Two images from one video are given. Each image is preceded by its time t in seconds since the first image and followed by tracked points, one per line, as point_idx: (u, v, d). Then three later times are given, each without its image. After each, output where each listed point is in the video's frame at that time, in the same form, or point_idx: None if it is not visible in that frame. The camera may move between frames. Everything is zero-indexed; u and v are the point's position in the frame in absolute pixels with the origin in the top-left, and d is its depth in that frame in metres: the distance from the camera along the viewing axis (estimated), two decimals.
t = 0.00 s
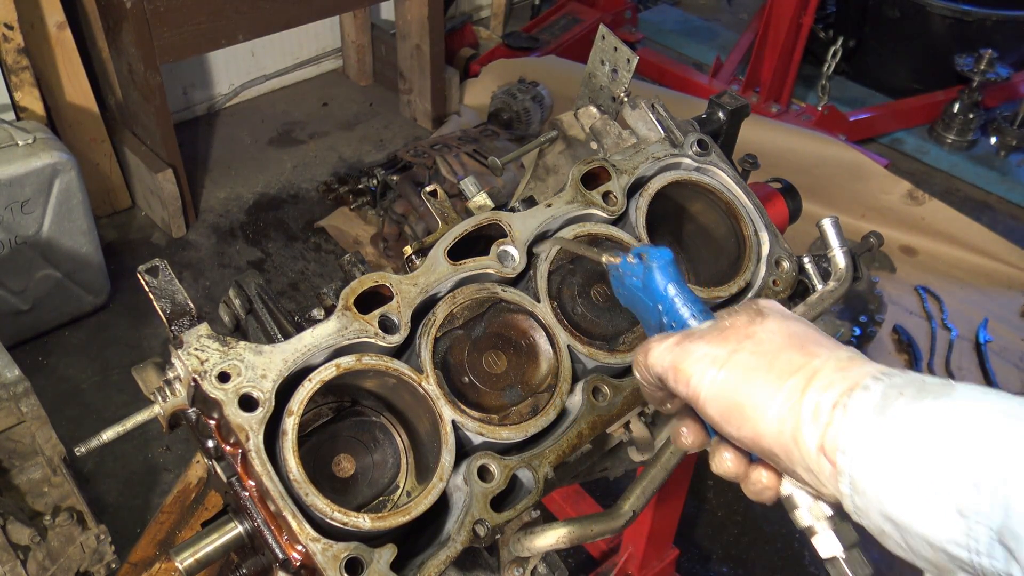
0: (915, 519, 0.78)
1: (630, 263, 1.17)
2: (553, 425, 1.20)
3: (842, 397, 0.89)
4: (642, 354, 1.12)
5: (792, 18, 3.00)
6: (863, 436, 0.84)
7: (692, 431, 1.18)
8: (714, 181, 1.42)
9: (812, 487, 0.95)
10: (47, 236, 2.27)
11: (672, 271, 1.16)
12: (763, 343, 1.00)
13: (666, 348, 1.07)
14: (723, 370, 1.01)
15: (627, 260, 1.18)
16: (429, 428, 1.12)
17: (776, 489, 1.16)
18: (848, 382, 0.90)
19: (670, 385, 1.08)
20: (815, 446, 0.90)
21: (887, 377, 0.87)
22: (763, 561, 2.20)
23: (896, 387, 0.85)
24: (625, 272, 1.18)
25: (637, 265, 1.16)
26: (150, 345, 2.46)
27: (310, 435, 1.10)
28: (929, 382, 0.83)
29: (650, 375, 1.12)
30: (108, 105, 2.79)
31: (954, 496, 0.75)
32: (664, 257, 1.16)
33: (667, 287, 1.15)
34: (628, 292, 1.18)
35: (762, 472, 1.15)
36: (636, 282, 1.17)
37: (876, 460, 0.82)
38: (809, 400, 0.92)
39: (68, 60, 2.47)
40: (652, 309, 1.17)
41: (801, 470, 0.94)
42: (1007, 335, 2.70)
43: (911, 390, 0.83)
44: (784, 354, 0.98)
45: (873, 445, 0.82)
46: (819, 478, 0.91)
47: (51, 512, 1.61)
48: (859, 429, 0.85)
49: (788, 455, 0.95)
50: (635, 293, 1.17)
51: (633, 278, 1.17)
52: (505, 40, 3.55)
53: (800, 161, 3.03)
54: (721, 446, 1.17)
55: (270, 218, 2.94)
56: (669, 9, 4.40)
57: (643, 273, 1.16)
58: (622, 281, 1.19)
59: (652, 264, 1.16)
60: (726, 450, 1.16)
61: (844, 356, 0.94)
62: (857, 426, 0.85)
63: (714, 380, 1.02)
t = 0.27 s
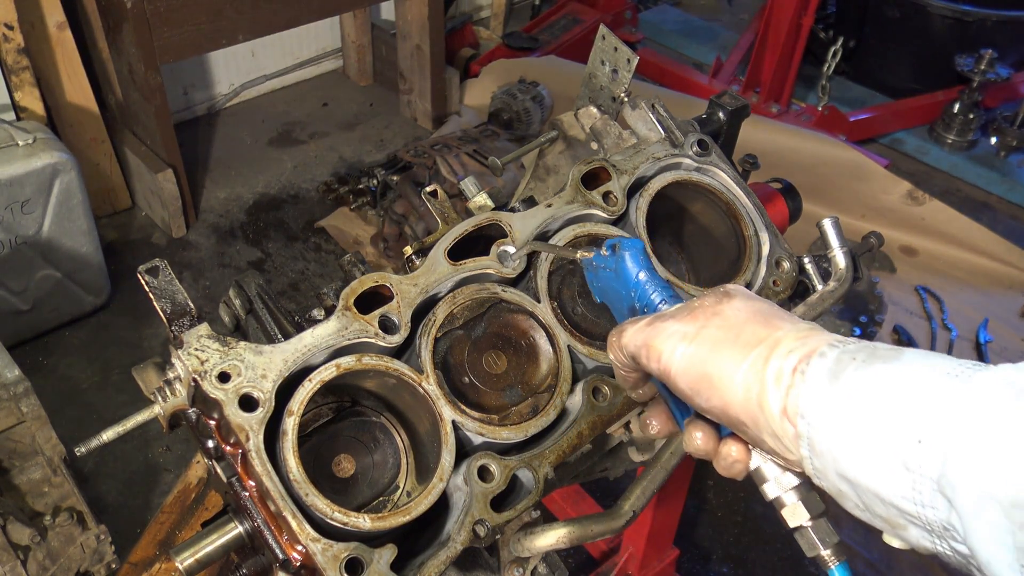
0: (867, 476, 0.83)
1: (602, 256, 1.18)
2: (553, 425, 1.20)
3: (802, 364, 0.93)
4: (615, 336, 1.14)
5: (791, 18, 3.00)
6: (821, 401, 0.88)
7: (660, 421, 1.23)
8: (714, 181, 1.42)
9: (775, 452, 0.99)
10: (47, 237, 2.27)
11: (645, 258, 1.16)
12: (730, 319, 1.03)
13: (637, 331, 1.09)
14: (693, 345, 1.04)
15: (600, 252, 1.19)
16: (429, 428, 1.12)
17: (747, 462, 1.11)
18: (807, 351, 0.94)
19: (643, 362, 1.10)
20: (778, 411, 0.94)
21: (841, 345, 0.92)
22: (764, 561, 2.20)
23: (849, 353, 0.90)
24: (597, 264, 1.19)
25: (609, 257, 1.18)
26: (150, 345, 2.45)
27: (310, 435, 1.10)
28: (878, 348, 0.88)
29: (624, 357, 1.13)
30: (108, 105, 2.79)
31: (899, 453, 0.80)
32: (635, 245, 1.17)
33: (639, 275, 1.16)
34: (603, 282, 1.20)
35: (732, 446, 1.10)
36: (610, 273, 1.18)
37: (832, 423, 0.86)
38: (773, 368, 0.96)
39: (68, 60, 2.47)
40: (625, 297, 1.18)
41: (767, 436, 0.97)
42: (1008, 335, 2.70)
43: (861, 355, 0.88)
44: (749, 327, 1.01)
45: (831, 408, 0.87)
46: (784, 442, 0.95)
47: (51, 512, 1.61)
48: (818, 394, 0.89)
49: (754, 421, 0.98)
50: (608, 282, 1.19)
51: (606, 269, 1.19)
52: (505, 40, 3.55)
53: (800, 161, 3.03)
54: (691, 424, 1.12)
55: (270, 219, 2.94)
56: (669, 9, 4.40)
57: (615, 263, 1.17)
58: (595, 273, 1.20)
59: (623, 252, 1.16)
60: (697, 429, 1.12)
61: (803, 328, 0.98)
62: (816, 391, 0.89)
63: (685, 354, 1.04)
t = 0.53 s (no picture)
0: (846, 444, 0.83)
1: (591, 243, 1.19)
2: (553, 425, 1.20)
3: (786, 335, 0.92)
4: (605, 320, 1.16)
5: (791, 18, 3.00)
6: (801, 372, 0.88)
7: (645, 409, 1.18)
8: (714, 181, 1.42)
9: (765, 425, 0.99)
10: (47, 237, 2.27)
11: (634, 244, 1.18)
12: (716, 296, 1.04)
13: (624, 314, 1.11)
14: (680, 323, 1.05)
15: (589, 240, 1.20)
16: (429, 428, 1.13)
17: (734, 440, 1.09)
18: (790, 324, 0.94)
19: (632, 342, 1.11)
20: (765, 383, 0.93)
21: (823, 317, 0.92)
22: (764, 561, 2.20)
23: (830, 325, 0.89)
24: (587, 251, 1.20)
25: (598, 243, 1.19)
26: (150, 345, 2.45)
27: (310, 435, 1.10)
28: (858, 320, 0.87)
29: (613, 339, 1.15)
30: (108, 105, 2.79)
31: (876, 420, 0.79)
32: (625, 230, 1.18)
33: (629, 260, 1.17)
34: (592, 269, 1.21)
35: (719, 424, 1.08)
36: (599, 259, 1.19)
37: (814, 393, 0.86)
38: (758, 341, 0.95)
39: (68, 60, 2.47)
40: (614, 283, 1.19)
41: (755, 409, 0.98)
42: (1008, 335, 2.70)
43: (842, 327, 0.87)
44: (735, 304, 1.02)
45: (813, 378, 0.86)
46: (770, 413, 0.95)
47: (51, 512, 1.61)
48: (800, 364, 0.89)
49: (742, 394, 0.98)
50: (597, 269, 1.20)
51: (595, 256, 1.20)
52: (505, 40, 3.55)
53: (800, 161, 3.03)
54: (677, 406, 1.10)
55: (270, 219, 2.94)
56: (669, 9, 4.40)
57: (605, 249, 1.18)
58: (585, 261, 1.21)
59: (613, 238, 1.17)
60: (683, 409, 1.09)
61: (788, 303, 0.98)
62: (798, 362, 0.89)
63: (672, 331, 1.05)
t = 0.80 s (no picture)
0: (908, 497, 0.72)
1: (631, 270, 1.20)
2: (553, 425, 1.20)
3: (840, 376, 0.81)
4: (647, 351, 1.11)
5: (792, 18, 2.99)
6: (855, 417, 0.77)
7: (692, 443, 1.17)
8: (714, 181, 1.42)
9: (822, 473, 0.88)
10: (47, 237, 2.28)
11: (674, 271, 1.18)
12: (762, 332, 0.95)
13: (667, 345, 1.06)
14: (722, 359, 0.97)
15: (631, 268, 1.21)
16: (429, 428, 1.13)
17: (785, 482, 1.07)
18: (842, 363, 0.82)
19: (677, 377, 1.05)
20: (816, 429, 0.82)
21: (883, 357, 0.80)
22: (764, 562, 2.20)
23: (890, 366, 0.77)
24: (627, 277, 1.20)
25: (639, 270, 1.19)
26: (150, 346, 2.46)
27: (310, 435, 1.10)
28: (923, 362, 0.76)
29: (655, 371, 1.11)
30: (108, 105, 2.79)
31: (942, 473, 0.69)
32: (665, 259, 1.19)
33: (670, 288, 1.17)
34: (631, 297, 1.20)
35: (770, 466, 1.07)
36: (639, 286, 1.19)
37: (870, 440, 0.75)
38: (808, 382, 0.84)
39: (68, 60, 2.47)
40: (655, 312, 1.18)
41: (808, 455, 0.87)
42: (1008, 335, 2.70)
43: (905, 370, 0.76)
44: (783, 340, 0.92)
45: (869, 424, 0.75)
46: (821, 460, 0.85)
47: (51, 512, 1.61)
48: (853, 408, 0.77)
49: (791, 438, 0.88)
50: (637, 296, 1.19)
51: (635, 283, 1.19)
52: (505, 40, 3.55)
53: (800, 161, 3.03)
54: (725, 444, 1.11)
55: (270, 219, 2.94)
56: (669, 10, 4.40)
57: (646, 277, 1.18)
58: (625, 288, 1.21)
59: (653, 265, 1.18)
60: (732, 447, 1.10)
61: (847, 339, 0.87)
62: (851, 407, 0.78)
63: (714, 367, 0.98)
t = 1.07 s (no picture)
0: (909, 497, 0.78)
1: (622, 271, 1.18)
2: (553, 425, 1.20)
3: (834, 377, 0.87)
4: (642, 359, 1.13)
5: (792, 18, 3.00)
6: (852, 420, 0.83)
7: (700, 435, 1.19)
8: (714, 181, 1.42)
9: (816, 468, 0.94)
10: (47, 237, 2.28)
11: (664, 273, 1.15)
12: (754, 333, 1.00)
13: (661, 350, 1.09)
14: (718, 364, 1.01)
15: (620, 270, 1.19)
16: (429, 428, 1.13)
17: (787, 477, 1.12)
18: (837, 364, 0.89)
19: (671, 385, 1.09)
20: (812, 429, 0.89)
21: (876, 356, 0.86)
22: (764, 561, 2.20)
23: (884, 364, 0.84)
24: (618, 280, 1.19)
25: (629, 272, 1.17)
26: (150, 345, 2.46)
27: (310, 434, 1.10)
28: (916, 359, 0.82)
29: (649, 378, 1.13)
30: (109, 105, 2.78)
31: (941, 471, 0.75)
32: (655, 260, 1.16)
33: (661, 290, 1.15)
34: (624, 298, 1.19)
35: (771, 463, 1.11)
36: (630, 288, 1.18)
37: (870, 442, 0.80)
38: (802, 384, 0.91)
39: (68, 60, 2.47)
40: (648, 314, 1.18)
41: (806, 456, 0.92)
42: (1008, 335, 2.70)
43: (900, 368, 0.82)
44: (775, 341, 0.97)
45: (867, 425, 0.81)
46: (820, 460, 0.90)
47: (51, 512, 1.61)
48: (850, 411, 0.83)
49: (788, 438, 0.93)
50: (630, 299, 1.18)
51: (626, 285, 1.18)
52: (505, 40, 3.55)
53: (800, 161, 3.03)
54: (727, 441, 1.15)
55: (270, 219, 2.94)
56: (669, 9, 4.40)
57: (636, 279, 1.16)
58: (616, 289, 1.20)
59: (642, 268, 1.15)
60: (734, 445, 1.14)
61: (834, 337, 0.93)
62: (848, 407, 0.84)
63: (711, 373, 1.02)
